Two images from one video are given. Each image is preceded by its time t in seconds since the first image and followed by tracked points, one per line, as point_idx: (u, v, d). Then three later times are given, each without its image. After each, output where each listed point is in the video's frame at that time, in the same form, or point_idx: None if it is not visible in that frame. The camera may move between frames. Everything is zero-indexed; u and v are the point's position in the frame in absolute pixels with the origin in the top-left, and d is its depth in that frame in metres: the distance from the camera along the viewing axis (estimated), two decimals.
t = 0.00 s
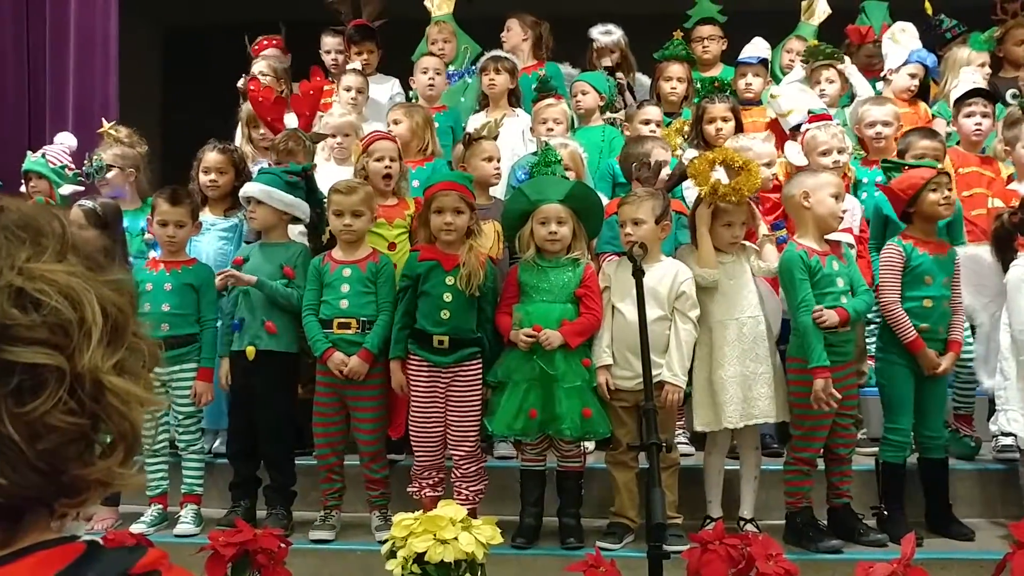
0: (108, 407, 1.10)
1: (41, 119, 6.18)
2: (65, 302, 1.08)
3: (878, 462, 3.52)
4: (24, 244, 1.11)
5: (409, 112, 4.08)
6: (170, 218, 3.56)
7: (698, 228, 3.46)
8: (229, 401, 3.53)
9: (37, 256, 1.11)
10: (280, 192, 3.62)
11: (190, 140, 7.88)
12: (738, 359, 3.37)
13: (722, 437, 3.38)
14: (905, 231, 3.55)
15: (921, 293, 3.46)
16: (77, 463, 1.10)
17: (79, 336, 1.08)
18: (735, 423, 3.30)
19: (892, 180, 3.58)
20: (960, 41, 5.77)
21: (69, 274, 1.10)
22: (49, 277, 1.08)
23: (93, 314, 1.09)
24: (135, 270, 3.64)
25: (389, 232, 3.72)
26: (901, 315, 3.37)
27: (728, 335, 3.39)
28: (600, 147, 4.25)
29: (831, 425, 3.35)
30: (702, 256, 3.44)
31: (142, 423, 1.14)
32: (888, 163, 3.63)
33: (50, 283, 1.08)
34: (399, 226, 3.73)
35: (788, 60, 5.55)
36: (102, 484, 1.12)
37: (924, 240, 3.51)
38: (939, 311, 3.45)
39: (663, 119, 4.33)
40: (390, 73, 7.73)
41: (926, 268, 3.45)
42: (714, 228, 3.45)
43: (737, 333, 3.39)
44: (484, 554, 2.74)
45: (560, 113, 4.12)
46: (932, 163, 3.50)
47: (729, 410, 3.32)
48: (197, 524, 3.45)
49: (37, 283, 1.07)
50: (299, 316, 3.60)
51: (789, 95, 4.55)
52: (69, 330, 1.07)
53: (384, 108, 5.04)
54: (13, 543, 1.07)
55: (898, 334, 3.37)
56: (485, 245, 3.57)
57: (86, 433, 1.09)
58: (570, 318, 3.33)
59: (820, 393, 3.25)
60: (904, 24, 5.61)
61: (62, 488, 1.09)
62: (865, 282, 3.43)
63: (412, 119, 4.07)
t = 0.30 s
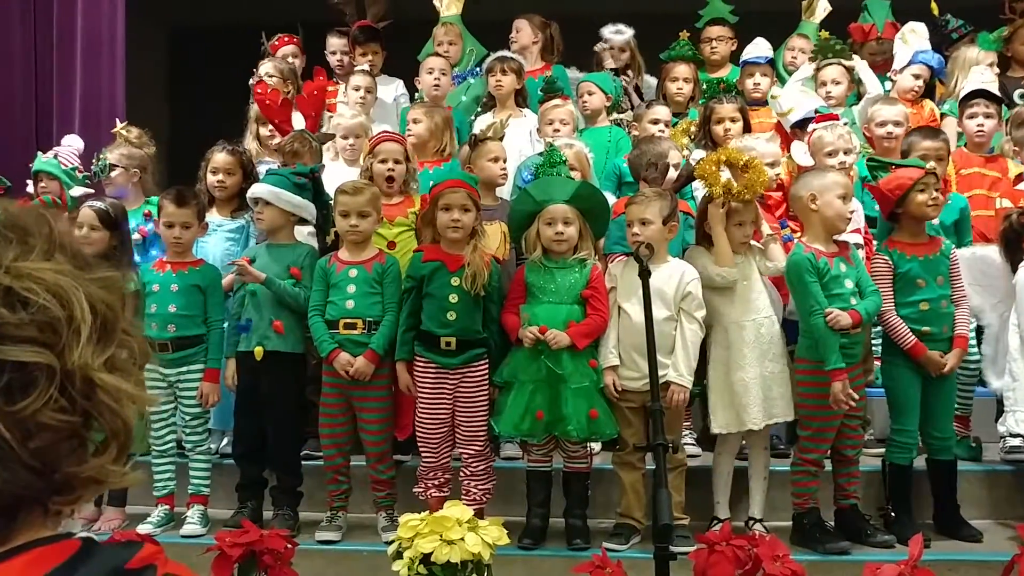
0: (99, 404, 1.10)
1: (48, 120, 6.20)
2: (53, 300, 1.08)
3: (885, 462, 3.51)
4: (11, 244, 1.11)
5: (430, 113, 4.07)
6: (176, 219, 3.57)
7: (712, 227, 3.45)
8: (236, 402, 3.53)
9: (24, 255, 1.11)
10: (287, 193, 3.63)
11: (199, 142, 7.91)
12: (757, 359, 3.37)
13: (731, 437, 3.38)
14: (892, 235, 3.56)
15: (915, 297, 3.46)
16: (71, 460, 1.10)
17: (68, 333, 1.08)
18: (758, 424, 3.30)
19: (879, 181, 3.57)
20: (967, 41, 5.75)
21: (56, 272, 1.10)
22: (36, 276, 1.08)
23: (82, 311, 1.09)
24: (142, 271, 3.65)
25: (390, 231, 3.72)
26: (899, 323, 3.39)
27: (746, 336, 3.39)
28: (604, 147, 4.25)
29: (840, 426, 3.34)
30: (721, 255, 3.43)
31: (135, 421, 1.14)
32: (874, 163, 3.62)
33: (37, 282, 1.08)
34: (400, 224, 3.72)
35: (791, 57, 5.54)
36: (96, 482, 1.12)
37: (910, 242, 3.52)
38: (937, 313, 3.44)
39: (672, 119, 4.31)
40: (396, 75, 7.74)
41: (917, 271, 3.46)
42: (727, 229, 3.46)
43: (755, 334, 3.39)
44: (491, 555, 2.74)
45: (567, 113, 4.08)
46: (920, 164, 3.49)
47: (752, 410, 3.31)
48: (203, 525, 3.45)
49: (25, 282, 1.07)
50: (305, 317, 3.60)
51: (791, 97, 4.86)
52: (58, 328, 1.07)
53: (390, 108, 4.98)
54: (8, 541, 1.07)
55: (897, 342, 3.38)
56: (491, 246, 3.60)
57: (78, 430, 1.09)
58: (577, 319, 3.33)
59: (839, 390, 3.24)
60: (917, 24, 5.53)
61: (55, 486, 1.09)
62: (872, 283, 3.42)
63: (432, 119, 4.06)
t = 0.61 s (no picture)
0: (112, 404, 1.11)
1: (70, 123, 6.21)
2: (65, 302, 1.08)
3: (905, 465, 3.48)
4: (20, 247, 1.10)
5: (484, 113, 4.02)
6: (193, 223, 3.59)
7: (733, 227, 3.43)
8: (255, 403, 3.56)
9: (35, 257, 1.10)
10: (303, 197, 3.64)
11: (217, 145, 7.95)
12: (784, 362, 3.38)
13: (751, 440, 3.38)
14: (920, 236, 3.53)
15: (940, 297, 3.43)
16: (85, 460, 1.11)
17: (79, 335, 1.08)
18: (788, 427, 3.31)
19: (906, 182, 3.53)
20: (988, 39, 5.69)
21: (66, 274, 1.10)
22: (47, 278, 1.08)
23: (92, 312, 1.09)
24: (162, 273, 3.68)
25: (402, 234, 3.73)
26: (921, 322, 3.36)
27: (772, 339, 3.38)
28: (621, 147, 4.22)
29: (860, 429, 3.32)
30: (745, 256, 3.42)
31: (147, 421, 1.16)
32: (898, 164, 3.58)
33: (48, 285, 1.07)
34: (413, 227, 3.73)
35: (802, 57, 5.50)
36: (110, 481, 1.14)
37: (939, 242, 3.48)
38: (962, 313, 3.41)
39: (688, 119, 4.29)
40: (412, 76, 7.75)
41: (943, 271, 3.43)
42: (748, 229, 3.44)
43: (780, 337, 3.39)
44: (507, 557, 2.75)
45: (583, 115, 4.07)
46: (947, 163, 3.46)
47: (781, 413, 3.31)
48: (221, 526, 3.47)
49: (35, 284, 1.07)
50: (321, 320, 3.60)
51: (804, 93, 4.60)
52: (70, 330, 1.07)
53: (406, 110, 4.97)
54: (23, 541, 1.08)
55: (920, 341, 3.35)
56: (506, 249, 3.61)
57: (91, 431, 1.10)
58: (593, 320, 3.32)
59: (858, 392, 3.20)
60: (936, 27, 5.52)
61: (69, 486, 1.10)
62: (892, 285, 3.40)
63: (487, 119, 4.01)
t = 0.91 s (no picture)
0: (165, 413, 1.11)
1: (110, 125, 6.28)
2: (120, 313, 1.07)
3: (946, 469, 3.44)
4: (76, 258, 1.10)
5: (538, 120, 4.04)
6: (232, 226, 3.63)
7: (766, 231, 3.40)
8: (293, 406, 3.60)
9: (89, 268, 1.10)
10: (341, 200, 3.67)
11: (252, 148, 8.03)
12: (818, 368, 3.36)
13: (790, 446, 3.36)
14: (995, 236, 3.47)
15: (1000, 296, 3.37)
16: (137, 468, 1.11)
17: (134, 345, 1.08)
18: (822, 432, 3.29)
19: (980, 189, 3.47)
20: None
21: (121, 284, 1.10)
22: (103, 288, 1.08)
23: (147, 323, 1.09)
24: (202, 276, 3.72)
25: (437, 239, 3.74)
26: (977, 315, 3.31)
27: (806, 344, 3.36)
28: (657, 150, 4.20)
29: (898, 433, 3.29)
30: (776, 260, 3.39)
31: (197, 429, 1.16)
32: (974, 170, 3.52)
33: (104, 296, 1.07)
34: (448, 232, 3.74)
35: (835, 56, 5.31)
36: (162, 489, 1.14)
37: (1013, 246, 3.41)
38: (1017, 317, 3.35)
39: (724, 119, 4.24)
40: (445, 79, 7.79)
41: (1010, 271, 3.36)
42: (779, 231, 3.41)
43: (815, 342, 3.37)
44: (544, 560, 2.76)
45: (617, 117, 4.06)
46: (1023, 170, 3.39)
47: (815, 418, 3.29)
48: (259, 527, 3.50)
49: (92, 294, 1.07)
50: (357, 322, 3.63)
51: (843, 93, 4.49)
52: (126, 340, 1.07)
53: (439, 114, 4.99)
54: (78, 548, 1.09)
55: (970, 334, 3.31)
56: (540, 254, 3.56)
57: (144, 439, 1.11)
58: (629, 323, 3.32)
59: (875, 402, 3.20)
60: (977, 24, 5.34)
61: (124, 494, 1.10)
62: (933, 287, 3.40)
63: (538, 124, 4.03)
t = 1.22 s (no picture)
0: (251, 425, 1.14)
1: (162, 130, 6.37)
2: (212, 326, 1.11)
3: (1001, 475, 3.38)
4: (169, 269, 1.13)
5: (580, 118, 4.04)
6: (286, 230, 3.66)
7: (818, 236, 3.35)
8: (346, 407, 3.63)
9: (181, 281, 1.13)
10: (389, 203, 3.69)
11: (298, 151, 8.11)
12: (870, 374, 3.32)
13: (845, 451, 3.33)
14: None
15: None
16: (222, 478, 1.12)
17: (224, 359, 1.11)
18: (874, 439, 3.25)
19: None
20: None
21: (213, 298, 1.13)
22: (195, 302, 1.11)
23: (239, 337, 1.12)
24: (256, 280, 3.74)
25: (486, 242, 3.74)
26: None
27: (858, 350, 3.32)
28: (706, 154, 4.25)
29: (953, 439, 3.24)
30: (828, 262, 3.32)
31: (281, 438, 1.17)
32: None
33: (199, 310, 1.11)
34: (497, 237, 3.74)
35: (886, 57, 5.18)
36: (247, 499, 1.15)
37: None
38: None
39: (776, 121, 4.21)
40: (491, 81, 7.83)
41: None
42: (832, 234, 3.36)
43: (867, 348, 3.34)
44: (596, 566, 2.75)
45: (668, 119, 4.04)
46: None
47: (867, 425, 3.25)
48: (312, 529, 3.53)
49: (186, 308, 1.10)
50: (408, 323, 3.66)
51: (901, 95, 4.61)
52: (217, 353, 1.11)
53: (486, 117, 4.99)
54: (166, 556, 1.10)
55: None
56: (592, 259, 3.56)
57: (231, 451, 1.12)
58: (681, 327, 3.30)
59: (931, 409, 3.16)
60: None
61: (211, 504, 1.12)
62: (989, 287, 3.30)
63: (581, 123, 4.03)
